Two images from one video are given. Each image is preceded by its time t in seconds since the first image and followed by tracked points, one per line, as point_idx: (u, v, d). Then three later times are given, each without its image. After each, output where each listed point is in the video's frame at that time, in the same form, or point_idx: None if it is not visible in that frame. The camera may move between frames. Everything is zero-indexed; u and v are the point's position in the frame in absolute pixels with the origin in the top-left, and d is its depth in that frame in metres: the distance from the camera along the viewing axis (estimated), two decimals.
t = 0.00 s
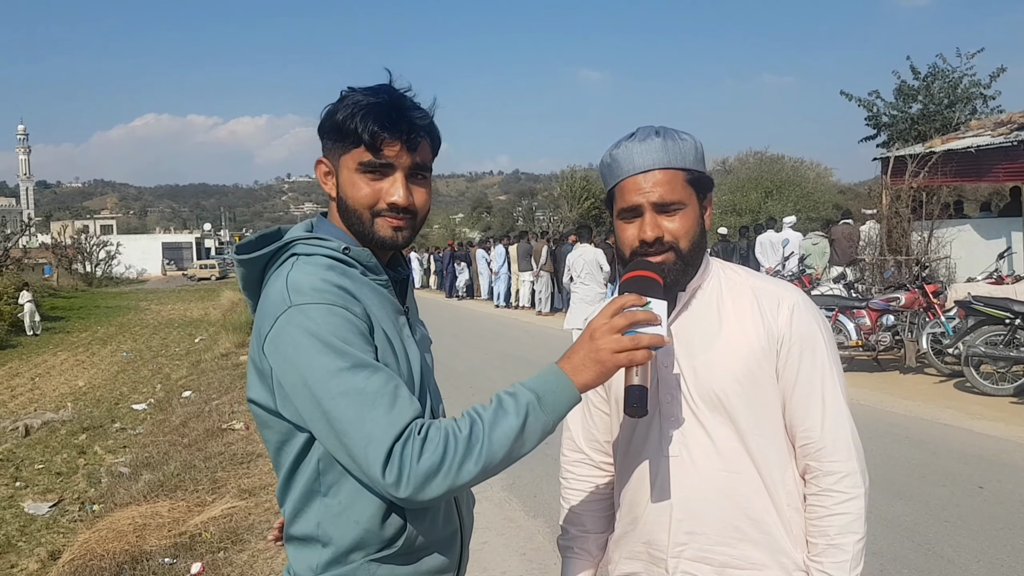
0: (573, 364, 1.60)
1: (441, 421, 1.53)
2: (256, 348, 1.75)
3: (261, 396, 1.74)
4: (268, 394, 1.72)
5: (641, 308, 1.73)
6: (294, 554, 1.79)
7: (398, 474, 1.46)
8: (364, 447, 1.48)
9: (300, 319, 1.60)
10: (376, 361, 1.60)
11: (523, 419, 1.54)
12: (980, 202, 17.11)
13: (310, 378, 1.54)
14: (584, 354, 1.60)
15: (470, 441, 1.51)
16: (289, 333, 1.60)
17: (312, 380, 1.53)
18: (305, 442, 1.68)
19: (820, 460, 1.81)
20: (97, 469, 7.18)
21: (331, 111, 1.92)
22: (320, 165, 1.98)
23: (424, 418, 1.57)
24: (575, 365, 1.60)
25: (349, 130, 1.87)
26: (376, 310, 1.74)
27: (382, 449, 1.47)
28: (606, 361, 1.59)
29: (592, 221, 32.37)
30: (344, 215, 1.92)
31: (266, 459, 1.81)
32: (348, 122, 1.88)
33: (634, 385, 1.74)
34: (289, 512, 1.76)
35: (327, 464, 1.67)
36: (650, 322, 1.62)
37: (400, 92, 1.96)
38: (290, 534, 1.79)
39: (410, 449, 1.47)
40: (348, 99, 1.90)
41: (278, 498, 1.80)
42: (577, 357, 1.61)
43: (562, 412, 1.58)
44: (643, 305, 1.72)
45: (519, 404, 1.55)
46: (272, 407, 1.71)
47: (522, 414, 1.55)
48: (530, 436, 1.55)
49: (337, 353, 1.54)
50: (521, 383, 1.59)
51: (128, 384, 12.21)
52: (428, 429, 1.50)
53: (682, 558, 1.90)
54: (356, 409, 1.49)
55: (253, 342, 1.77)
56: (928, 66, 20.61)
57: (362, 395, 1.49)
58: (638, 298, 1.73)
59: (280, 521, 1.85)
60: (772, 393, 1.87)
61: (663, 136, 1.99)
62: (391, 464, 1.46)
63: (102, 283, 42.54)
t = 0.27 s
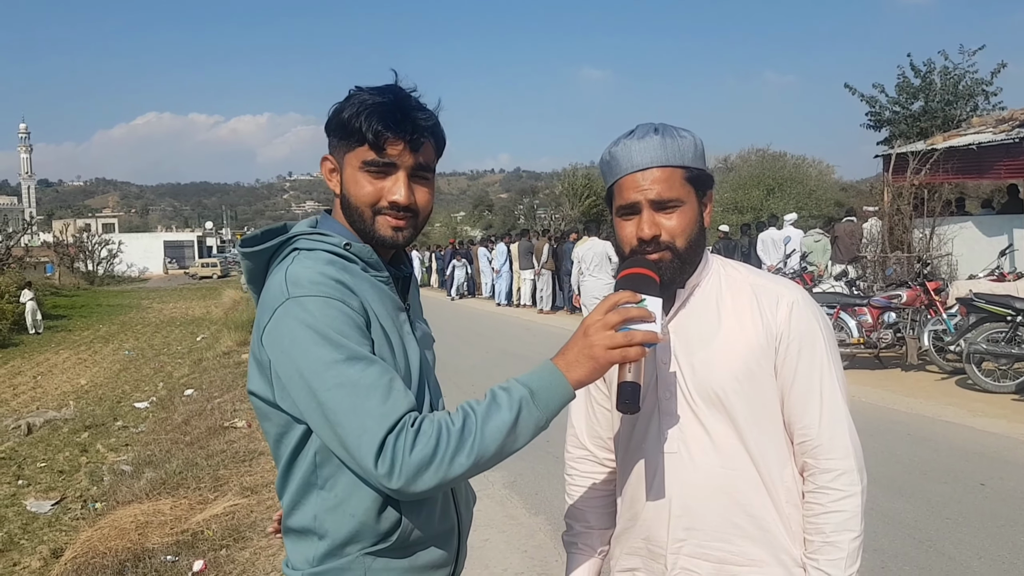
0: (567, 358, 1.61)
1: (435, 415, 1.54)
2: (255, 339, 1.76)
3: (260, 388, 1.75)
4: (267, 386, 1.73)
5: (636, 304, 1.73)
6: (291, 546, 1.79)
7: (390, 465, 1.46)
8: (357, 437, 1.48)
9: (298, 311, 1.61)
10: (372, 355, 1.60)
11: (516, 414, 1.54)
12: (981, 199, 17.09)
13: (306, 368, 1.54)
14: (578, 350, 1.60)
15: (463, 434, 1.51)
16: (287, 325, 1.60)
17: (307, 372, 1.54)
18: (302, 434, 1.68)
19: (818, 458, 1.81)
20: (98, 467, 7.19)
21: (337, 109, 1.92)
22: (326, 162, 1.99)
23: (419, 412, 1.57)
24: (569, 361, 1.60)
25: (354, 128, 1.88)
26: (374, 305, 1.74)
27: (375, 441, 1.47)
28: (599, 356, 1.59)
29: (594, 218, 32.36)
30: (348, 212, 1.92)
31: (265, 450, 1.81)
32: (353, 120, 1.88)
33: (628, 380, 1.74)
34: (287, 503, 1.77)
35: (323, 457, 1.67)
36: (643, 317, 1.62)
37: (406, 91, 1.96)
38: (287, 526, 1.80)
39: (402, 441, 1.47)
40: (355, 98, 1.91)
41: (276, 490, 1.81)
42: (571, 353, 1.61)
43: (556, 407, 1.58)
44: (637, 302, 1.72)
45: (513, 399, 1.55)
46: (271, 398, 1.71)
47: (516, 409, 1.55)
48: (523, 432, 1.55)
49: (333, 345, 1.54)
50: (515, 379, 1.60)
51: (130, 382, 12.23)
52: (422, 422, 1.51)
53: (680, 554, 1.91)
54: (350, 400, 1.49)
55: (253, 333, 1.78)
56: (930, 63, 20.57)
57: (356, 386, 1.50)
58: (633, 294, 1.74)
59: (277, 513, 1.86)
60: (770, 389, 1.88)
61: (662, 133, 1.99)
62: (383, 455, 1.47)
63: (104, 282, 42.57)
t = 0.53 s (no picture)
0: (564, 355, 1.62)
1: (433, 412, 1.54)
2: (256, 337, 1.77)
3: (260, 385, 1.76)
4: (267, 383, 1.73)
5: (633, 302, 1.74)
6: (293, 543, 1.80)
7: (389, 462, 1.47)
8: (356, 434, 1.49)
9: (297, 309, 1.62)
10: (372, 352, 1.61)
11: (513, 412, 1.54)
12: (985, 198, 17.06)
13: (305, 366, 1.55)
14: (575, 348, 1.61)
15: (461, 431, 1.52)
16: (286, 322, 1.61)
17: (306, 369, 1.55)
18: (303, 431, 1.69)
19: (821, 456, 1.81)
20: (102, 464, 7.21)
21: (340, 110, 1.93)
22: (329, 160, 1.99)
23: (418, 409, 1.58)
24: (566, 358, 1.61)
25: (357, 127, 1.88)
26: (374, 304, 1.75)
27: (373, 437, 1.48)
28: (597, 354, 1.60)
29: (596, 217, 32.36)
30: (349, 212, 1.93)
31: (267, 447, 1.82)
32: (356, 119, 1.89)
33: (625, 377, 1.75)
34: (288, 499, 1.78)
35: (324, 454, 1.68)
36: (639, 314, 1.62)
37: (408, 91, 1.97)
38: (288, 523, 1.81)
39: (401, 438, 1.48)
40: (357, 97, 1.91)
41: (278, 486, 1.81)
42: (568, 351, 1.62)
43: (553, 405, 1.59)
44: (635, 300, 1.72)
45: (510, 397, 1.56)
46: (271, 395, 1.72)
47: (513, 407, 1.55)
48: (520, 429, 1.55)
49: (332, 343, 1.55)
50: (513, 376, 1.60)
51: (133, 380, 12.25)
52: (420, 419, 1.52)
53: (683, 552, 1.91)
54: (348, 397, 1.50)
55: (255, 330, 1.79)
56: (933, 61, 20.53)
57: (354, 384, 1.51)
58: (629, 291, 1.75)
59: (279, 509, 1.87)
60: (772, 386, 1.88)
61: (663, 134, 2.00)
62: (382, 453, 1.47)
63: (108, 280, 42.64)
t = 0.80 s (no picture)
0: (563, 350, 1.63)
1: (435, 408, 1.56)
2: (259, 333, 1.78)
3: (263, 382, 1.77)
4: (270, 380, 1.75)
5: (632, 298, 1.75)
6: (295, 538, 1.82)
7: (391, 457, 1.49)
8: (356, 429, 1.51)
9: (300, 306, 1.63)
10: (373, 349, 1.62)
11: (514, 408, 1.56)
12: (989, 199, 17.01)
13: (306, 363, 1.57)
14: (575, 344, 1.63)
15: (462, 426, 1.53)
16: (289, 319, 1.63)
17: (308, 366, 1.56)
18: (306, 428, 1.71)
19: (825, 455, 1.82)
20: (107, 462, 7.24)
21: (340, 107, 1.95)
22: (330, 158, 2.00)
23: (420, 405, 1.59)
24: (565, 354, 1.62)
25: (356, 125, 1.90)
26: (376, 301, 1.77)
27: (375, 434, 1.49)
28: (597, 349, 1.61)
29: (600, 217, 32.35)
30: (350, 209, 1.94)
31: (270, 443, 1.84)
32: (355, 117, 1.90)
33: (622, 372, 1.76)
34: (291, 495, 1.80)
35: (327, 450, 1.70)
36: (638, 309, 1.64)
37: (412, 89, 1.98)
38: (291, 518, 1.83)
39: (402, 434, 1.49)
40: (358, 95, 1.93)
41: (281, 482, 1.83)
42: (568, 347, 1.63)
43: (552, 401, 1.60)
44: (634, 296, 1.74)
45: (511, 392, 1.57)
46: (274, 392, 1.73)
47: (514, 402, 1.56)
48: (521, 425, 1.57)
49: (334, 340, 1.57)
50: (514, 372, 1.61)
51: (138, 378, 12.28)
52: (421, 414, 1.53)
53: (688, 550, 1.92)
54: (349, 393, 1.52)
55: (258, 328, 1.81)
56: (937, 61, 20.49)
57: (356, 380, 1.52)
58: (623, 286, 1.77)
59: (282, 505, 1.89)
60: (775, 384, 1.89)
61: (670, 132, 2.01)
62: (384, 448, 1.49)
63: (113, 278, 42.74)
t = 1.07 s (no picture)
0: (564, 351, 1.64)
1: (435, 409, 1.57)
2: (257, 337, 1.79)
3: (262, 384, 1.78)
4: (269, 383, 1.76)
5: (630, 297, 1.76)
6: (295, 540, 1.83)
7: (391, 460, 1.50)
8: (356, 433, 1.52)
9: (298, 309, 1.64)
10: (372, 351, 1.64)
11: (514, 408, 1.57)
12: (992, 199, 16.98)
13: (305, 367, 1.58)
14: (575, 343, 1.63)
15: (462, 428, 1.54)
16: (287, 323, 1.64)
17: (307, 370, 1.57)
18: (306, 430, 1.72)
19: (825, 453, 1.83)
20: (111, 463, 7.26)
21: (362, 113, 1.88)
22: (340, 164, 1.91)
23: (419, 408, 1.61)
24: (565, 354, 1.63)
25: (386, 132, 1.86)
26: (374, 304, 1.78)
27: (375, 436, 1.50)
28: (596, 349, 1.62)
29: (603, 217, 32.36)
30: (378, 215, 1.91)
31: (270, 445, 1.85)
32: (384, 124, 1.86)
33: (622, 370, 1.77)
34: (290, 497, 1.81)
35: (327, 451, 1.71)
36: (637, 307, 1.65)
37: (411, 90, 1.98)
38: (291, 520, 1.84)
39: (403, 436, 1.51)
40: (375, 99, 1.89)
41: (281, 484, 1.84)
42: (567, 347, 1.64)
43: (553, 401, 1.61)
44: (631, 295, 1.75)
45: (512, 394, 1.58)
46: (273, 395, 1.74)
47: (515, 404, 1.57)
48: (521, 426, 1.58)
49: (333, 343, 1.58)
50: (514, 373, 1.62)
51: (141, 379, 12.31)
52: (421, 417, 1.54)
53: (689, 549, 1.93)
54: (349, 396, 1.53)
55: (256, 331, 1.82)
56: (939, 61, 20.47)
57: (355, 383, 1.53)
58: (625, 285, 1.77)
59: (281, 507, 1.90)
60: (774, 384, 1.90)
61: (670, 131, 2.02)
62: (384, 451, 1.50)
63: (116, 279, 42.83)
